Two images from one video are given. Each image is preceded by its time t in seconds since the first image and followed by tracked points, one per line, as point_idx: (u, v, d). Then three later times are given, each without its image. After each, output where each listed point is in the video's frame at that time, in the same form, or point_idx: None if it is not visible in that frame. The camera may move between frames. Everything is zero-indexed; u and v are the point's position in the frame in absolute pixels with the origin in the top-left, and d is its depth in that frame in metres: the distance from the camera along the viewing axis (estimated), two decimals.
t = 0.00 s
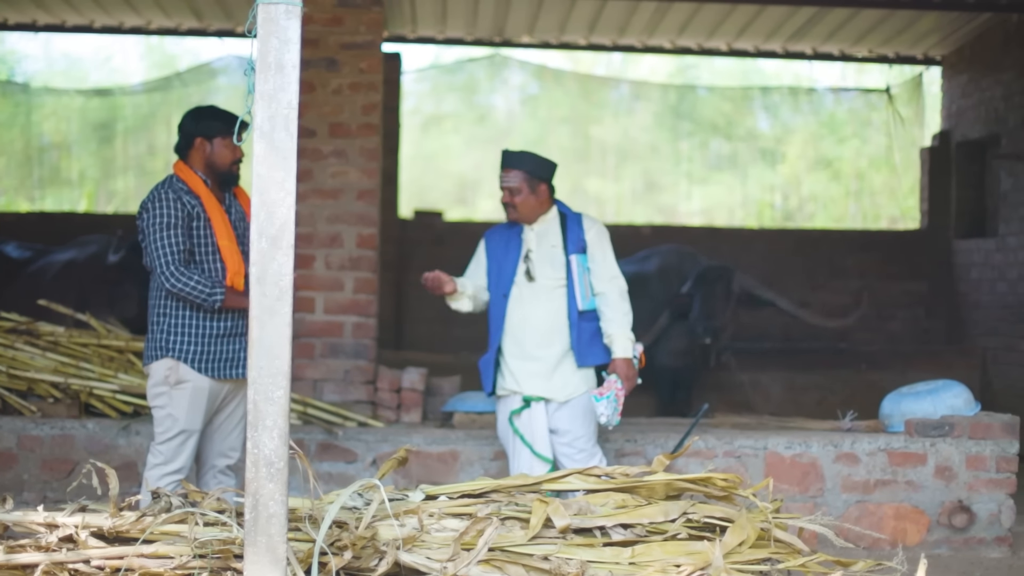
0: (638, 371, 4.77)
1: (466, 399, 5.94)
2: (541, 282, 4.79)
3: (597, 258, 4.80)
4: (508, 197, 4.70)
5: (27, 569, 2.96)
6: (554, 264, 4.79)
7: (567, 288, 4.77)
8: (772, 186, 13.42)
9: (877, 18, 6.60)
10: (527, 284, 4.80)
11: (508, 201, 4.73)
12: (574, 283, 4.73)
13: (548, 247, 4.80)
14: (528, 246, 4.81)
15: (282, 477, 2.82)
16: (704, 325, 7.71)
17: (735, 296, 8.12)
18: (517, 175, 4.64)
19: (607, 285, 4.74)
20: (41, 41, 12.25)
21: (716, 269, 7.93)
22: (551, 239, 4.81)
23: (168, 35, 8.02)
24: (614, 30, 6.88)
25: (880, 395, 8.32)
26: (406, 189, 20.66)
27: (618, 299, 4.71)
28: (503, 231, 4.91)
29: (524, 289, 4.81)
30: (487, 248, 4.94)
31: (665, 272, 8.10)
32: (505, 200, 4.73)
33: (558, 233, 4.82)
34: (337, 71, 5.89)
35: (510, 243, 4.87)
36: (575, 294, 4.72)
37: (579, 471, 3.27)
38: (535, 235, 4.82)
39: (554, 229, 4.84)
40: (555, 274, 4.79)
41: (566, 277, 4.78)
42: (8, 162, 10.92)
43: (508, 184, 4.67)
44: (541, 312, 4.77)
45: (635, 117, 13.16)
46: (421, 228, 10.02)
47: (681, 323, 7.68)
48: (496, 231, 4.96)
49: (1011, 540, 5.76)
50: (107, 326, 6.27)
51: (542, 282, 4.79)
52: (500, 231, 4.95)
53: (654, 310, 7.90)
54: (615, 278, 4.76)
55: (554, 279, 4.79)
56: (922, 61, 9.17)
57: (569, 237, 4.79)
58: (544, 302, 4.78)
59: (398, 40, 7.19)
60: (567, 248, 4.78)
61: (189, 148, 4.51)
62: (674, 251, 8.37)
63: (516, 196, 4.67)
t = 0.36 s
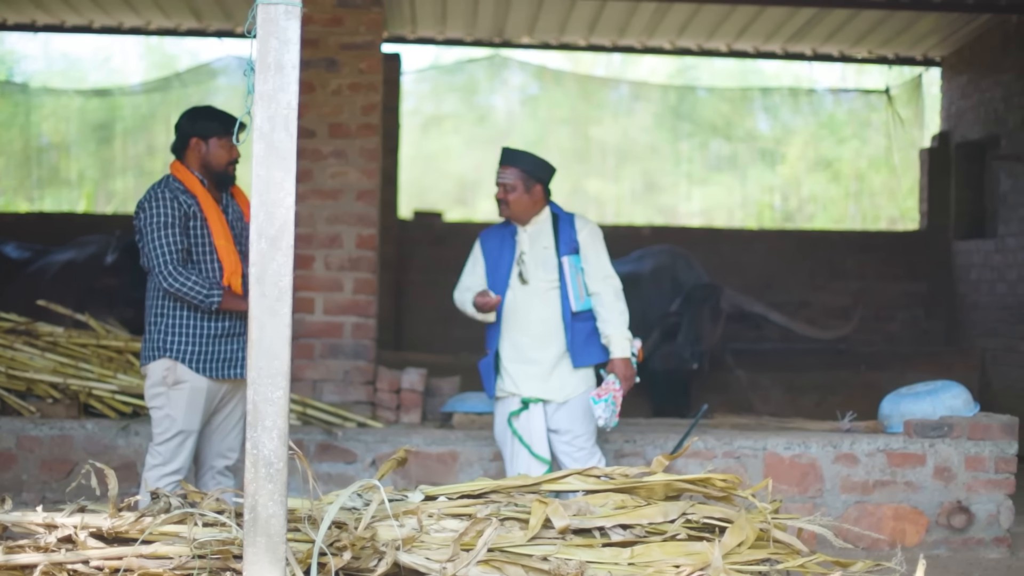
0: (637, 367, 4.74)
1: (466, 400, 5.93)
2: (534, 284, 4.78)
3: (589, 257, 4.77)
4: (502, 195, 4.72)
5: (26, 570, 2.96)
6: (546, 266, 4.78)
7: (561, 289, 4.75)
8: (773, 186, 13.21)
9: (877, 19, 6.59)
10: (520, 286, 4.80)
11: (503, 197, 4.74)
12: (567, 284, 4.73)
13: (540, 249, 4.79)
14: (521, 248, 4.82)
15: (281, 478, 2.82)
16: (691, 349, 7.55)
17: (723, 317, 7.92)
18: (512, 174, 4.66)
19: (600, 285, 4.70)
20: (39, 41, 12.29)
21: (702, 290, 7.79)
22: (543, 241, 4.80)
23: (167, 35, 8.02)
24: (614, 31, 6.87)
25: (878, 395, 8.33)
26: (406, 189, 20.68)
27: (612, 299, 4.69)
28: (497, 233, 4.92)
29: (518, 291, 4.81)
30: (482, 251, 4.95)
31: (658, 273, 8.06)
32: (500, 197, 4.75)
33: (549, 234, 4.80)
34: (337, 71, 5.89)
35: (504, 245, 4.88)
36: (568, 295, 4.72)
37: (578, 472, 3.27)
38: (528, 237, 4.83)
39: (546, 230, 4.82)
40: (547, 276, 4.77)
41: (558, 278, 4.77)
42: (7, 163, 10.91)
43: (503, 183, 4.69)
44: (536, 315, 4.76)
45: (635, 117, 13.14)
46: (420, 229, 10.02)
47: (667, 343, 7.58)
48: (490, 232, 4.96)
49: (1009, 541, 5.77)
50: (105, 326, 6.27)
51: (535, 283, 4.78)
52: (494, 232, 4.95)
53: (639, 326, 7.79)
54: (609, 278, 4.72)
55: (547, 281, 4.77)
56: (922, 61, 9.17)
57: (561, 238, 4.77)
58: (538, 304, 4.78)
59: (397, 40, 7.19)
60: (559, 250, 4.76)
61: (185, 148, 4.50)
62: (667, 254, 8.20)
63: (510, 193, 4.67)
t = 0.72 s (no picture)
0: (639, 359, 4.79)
1: (465, 401, 5.92)
2: (540, 285, 4.79)
3: (589, 254, 4.83)
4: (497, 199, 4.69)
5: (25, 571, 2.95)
6: (550, 265, 4.80)
7: (567, 287, 4.78)
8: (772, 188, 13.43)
9: (875, 20, 6.59)
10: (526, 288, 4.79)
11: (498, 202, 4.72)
12: (574, 281, 4.75)
13: (542, 248, 4.81)
14: (522, 250, 4.81)
15: (281, 479, 2.82)
16: (680, 347, 7.54)
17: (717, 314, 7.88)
18: (508, 178, 4.64)
19: (602, 280, 4.77)
20: (39, 43, 12.31)
21: (696, 289, 7.66)
22: (543, 241, 4.81)
23: (167, 36, 8.02)
24: (613, 32, 6.87)
25: (877, 396, 8.33)
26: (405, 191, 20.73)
27: (615, 292, 4.74)
28: (489, 237, 4.86)
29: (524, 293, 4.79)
30: (476, 255, 4.87)
31: (655, 275, 7.74)
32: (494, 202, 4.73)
33: (549, 234, 4.82)
34: (336, 72, 5.89)
35: (502, 248, 4.82)
36: (576, 294, 4.74)
37: (577, 473, 3.27)
38: (527, 238, 4.82)
39: (544, 230, 4.84)
40: (552, 275, 4.80)
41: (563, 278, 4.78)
42: (7, 163, 10.93)
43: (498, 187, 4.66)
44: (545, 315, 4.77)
45: (634, 118, 13.15)
46: (420, 230, 10.01)
47: (660, 345, 7.54)
48: (484, 235, 4.89)
49: (1009, 542, 5.77)
50: (105, 327, 6.26)
51: (541, 285, 4.79)
52: (485, 235, 4.88)
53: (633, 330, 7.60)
54: (609, 273, 4.79)
55: (552, 281, 4.79)
56: (921, 62, 9.17)
57: (561, 237, 4.79)
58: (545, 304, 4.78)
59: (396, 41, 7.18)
60: (561, 249, 4.78)
61: (184, 149, 4.49)
62: (665, 255, 7.93)
63: (505, 195, 4.66)
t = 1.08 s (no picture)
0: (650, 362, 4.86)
1: (465, 401, 5.90)
2: (553, 286, 4.77)
3: (599, 257, 4.84)
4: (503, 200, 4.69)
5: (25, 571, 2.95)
6: (562, 268, 4.78)
7: (579, 290, 4.78)
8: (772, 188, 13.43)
9: (874, 21, 6.59)
10: (537, 290, 4.76)
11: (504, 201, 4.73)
12: (586, 283, 4.77)
13: (554, 251, 4.79)
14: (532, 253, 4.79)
15: (281, 479, 2.82)
16: (679, 340, 7.46)
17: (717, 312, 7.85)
18: (514, 182, 4.62)
19: (612, 283, 4.80)
20: (39, 43, 12.33)
21: (695, 286, 7.58)
22: (555, 243, 4.80)
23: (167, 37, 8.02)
24: (613, 33, 6.85)
25: (877, 397, 8.33)
26: (406, 192, 20.69)
27: (624, 296, 4.78)
28: (498, 235, 4.83)
29: (538, 295, 4.76)
30: (484, 253, 4.83)
31: (658, 275, 7.63)
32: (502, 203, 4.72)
33: (560, 237, 4.81)
34: (336, 73, 5.89)
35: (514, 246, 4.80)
36: (589, 297, 4.76)
37: (577, 474, 3.27)
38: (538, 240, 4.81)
39: (555, 231, 4.83)
40: (564, 278, 4.78)
41: (575, 280, 4.78)
42: (6, 163, 10.94)
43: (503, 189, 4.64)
44: (558, 317, 4.76)
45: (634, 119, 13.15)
46: (420, 231, 10.00)
47: (660, 340, 7.44)
48: (493, 236, 4.85)
49: (1009, 543, 5.77)
50: (105, 327, 6.25)
51: (554, 285, 4.77)
52: (494, 234, 4.87)
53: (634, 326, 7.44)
54: (618, 276, 4.82)
55: (564, 281, 4.78)
56: (921, 63, 9.16)
57: (573, 240, 4.80)
58: (558, 306, 4.77)
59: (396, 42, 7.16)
60: (574, 252, 4.78)
61: (181, 152, 4.48)
62: (666, 256, 7.82)
63: (513, 201, 4.64)
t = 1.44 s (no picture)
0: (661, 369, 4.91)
1: (465, 401, 5.90)
2: (587, 288, 4.71)
3: (632, 264, 4.82)
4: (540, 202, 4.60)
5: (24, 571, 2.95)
6: (598, 272, 4.73)
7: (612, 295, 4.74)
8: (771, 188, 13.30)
9: (873, 21, 6.58)
10: (571, 292, 4.69)
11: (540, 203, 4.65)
12: (620, 289, 4.74)
13: (591, 254, 4.74)
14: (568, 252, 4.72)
15: (280, 479, 2.82)
16: (679, 337, 7.46)
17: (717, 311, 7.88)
18: (555, 185, 4.53)
19: (641, 291, 4.80)
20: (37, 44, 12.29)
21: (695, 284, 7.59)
22: (591, 247, 4.75)
23: (167, 37, 8.01)
24: (612, 33, 6.84)
25: (875, 398, 8.33)
26: (405, 191, 20.62)
27: (651, 305, 4.80)
28: (533, 232, 4.75)
29: (571, 297, 4.69)
30: (522, 245, 4.73)
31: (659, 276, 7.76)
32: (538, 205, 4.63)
33: (596, 241, 4.77)
34: (335, 74, 5.89)
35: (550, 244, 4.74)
36: (622, 305, 4.72)
37: (576, 475, 3.27)
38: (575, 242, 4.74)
39: (591, 235, 4.78)
40: (599, 282, 4.72)
41: (609, 285, 4.74)
42: (5, 164, 10.85)
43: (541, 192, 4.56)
44: (587, 320, 4.68)
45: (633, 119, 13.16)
46: (419, 232, 9.97)
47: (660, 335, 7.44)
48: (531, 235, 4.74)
49: (1008, 543, 5.78)
50: (104, 328, 6.23)
51: (587, 288, 4.70)
52: (529, 230, 4.80)
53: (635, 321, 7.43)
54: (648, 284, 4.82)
55: (597, 285, 4.72)
56: (920, 64, 9.15)
57: (609, 245, 4.76)
58: (589, 309, 4.70)
59: (396, 43, 7.13)
60: (610, 257, 4.75)
61: (204, 157, 4.48)
62: (669, 256, 7.89)
63: (551, 203, 4.55)
